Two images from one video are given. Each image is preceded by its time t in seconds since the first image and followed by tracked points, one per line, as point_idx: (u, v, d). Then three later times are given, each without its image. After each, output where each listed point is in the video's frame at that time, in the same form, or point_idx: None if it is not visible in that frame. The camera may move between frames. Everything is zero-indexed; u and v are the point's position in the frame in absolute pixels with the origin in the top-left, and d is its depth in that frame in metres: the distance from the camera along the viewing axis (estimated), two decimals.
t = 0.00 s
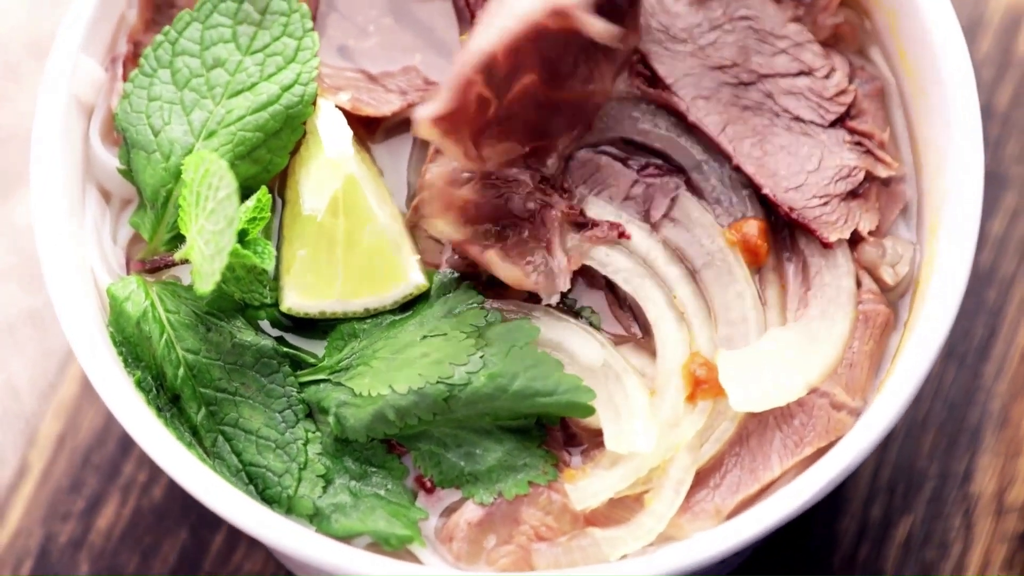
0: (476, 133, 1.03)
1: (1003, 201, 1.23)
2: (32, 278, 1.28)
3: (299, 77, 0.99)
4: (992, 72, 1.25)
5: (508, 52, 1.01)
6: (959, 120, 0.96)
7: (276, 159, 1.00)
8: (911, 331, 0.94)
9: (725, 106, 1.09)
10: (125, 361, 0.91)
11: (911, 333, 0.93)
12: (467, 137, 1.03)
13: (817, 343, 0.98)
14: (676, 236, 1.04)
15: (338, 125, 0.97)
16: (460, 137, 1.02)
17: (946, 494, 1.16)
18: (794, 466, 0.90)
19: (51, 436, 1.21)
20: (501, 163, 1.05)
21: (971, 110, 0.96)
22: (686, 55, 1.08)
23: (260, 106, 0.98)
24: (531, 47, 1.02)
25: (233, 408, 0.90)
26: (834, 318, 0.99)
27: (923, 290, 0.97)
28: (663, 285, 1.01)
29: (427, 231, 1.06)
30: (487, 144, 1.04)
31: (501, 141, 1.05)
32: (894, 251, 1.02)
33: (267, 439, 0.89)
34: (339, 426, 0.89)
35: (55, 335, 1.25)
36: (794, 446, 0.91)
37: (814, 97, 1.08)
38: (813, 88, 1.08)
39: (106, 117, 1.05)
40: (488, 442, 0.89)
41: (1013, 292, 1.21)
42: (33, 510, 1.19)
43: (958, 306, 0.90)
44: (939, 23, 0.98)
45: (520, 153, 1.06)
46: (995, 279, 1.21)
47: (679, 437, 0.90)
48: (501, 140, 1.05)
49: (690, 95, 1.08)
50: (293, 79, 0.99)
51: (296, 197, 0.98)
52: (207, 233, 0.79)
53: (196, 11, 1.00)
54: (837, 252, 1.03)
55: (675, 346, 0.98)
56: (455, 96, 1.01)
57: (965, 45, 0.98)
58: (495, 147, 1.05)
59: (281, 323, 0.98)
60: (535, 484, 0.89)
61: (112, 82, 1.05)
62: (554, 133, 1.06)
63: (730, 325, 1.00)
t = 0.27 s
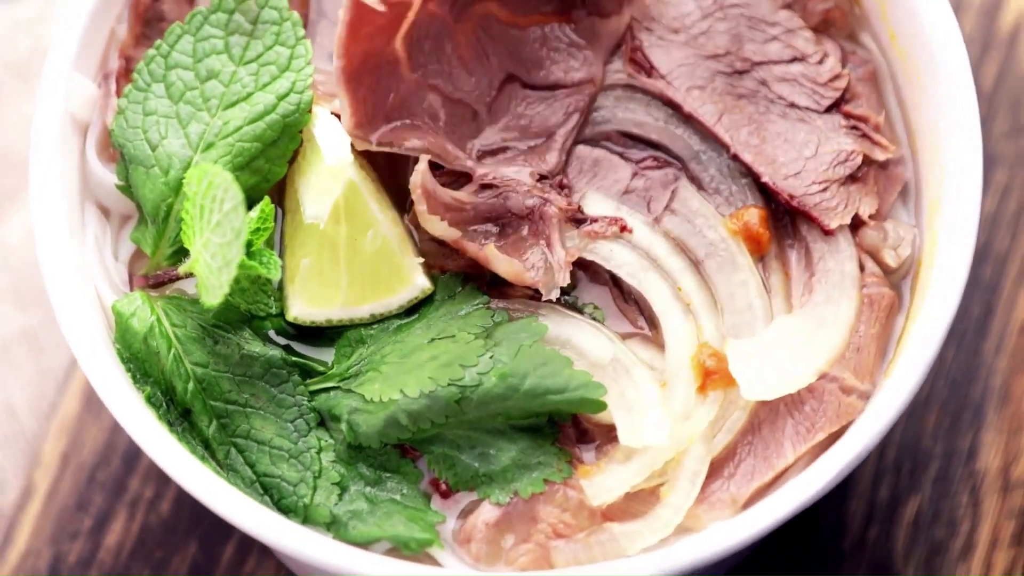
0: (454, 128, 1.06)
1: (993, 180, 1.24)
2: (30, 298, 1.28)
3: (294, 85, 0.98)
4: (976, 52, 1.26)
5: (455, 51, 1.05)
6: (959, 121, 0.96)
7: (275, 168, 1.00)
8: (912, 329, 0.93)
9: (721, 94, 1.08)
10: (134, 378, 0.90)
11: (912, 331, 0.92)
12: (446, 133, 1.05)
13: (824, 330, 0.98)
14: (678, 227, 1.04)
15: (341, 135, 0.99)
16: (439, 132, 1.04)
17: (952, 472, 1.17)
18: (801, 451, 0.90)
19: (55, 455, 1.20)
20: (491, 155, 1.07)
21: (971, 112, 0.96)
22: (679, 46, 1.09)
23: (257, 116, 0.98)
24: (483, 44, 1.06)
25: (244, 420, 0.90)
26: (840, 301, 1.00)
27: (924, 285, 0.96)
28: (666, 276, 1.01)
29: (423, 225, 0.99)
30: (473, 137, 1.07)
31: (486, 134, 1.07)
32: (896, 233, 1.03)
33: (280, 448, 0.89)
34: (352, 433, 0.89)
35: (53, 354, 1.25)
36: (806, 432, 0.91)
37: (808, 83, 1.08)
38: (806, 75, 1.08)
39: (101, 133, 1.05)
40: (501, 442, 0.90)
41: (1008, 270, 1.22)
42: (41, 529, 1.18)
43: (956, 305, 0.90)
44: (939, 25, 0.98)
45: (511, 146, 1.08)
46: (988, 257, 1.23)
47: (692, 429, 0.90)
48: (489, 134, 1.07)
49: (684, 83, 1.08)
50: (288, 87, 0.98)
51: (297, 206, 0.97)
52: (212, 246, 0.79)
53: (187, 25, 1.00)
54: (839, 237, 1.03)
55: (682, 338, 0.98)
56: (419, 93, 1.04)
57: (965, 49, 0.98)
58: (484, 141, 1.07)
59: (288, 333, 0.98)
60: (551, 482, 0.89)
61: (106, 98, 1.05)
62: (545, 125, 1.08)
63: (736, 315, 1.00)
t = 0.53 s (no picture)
0: (462, 115, 1.08)
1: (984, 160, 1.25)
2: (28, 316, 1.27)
3: (290, 93, 0.98)
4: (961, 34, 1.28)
5: (464, 42, 1.09)
6: (959, 120, 0.96)
7: (275, 177, 0.99)
8: (913, 326, 0.93)
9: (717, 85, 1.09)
10: (143, 392, 0.90)
11: (913, 328, 0.92)
12: (454, 119, 1.08)
13: (831, 314, 0.98)
14: (680, 219, 1.05)
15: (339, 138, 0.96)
16: (448, 117, 1.07)
17: (957, 452, 1.17)
18: (816, 440, 0.91)
19: (60, 473, 1.20)
20: (501, 143, 1.09)
21: (970, 112, 0.95)
22: (674, 39, 1.10)
23: (255, 125, 0.97)
24: (491, 34, 1.09)
25: (256, 429, 0.90)
26: (846, 288, 1.00)
27: (926, 280, 0.96)
28: (670, 269, 1.01)
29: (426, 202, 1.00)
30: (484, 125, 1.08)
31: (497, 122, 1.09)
32: (898, 218, 1.04)
33: (293, 456, 0.89)
34: (365, 438, 0.89)
35: (51, 371, 1.24)
36: (817, 419, 0.93)
37: (803, 71, 1.09)
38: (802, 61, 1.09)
39: (98, 149, 1.05)
40: (514, 441, 0.90)
41: (1002, 249, 1.23)
42: (49, 547, 1.18)
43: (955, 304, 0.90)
44: (939, 24, 0.98)
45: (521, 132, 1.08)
46: (982, 239, 1.23)
47: (704, 420, 0.90)
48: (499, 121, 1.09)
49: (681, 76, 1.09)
50: (284, 95, 0.98)
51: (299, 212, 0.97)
52: (218, 257, 0.79)
53: (180, 36, 1.00)
54: (840, 224, 1.04)
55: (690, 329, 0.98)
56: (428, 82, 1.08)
57: (964, 51, 0.97)
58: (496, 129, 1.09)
59: (295, 341, 0.97)
60: (565, 478, 0.89)
61: (102, 112, 1.04)
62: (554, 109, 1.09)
63: (742, 304, 1.00)
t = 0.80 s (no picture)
0: (462, 85, 1.07)
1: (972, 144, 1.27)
2: (27, 332, 1.27)
3: (287, 100, 0.97)
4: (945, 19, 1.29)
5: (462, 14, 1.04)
6: (960, 120, 0.97)
7: (275, 185, 0.99)
8: (914, 324, 0.94)
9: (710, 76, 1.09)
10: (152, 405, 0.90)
11: (914, 325, 0.93)
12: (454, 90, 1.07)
13: (837, 304, 0.98)
14: (681, 212, 1.05)
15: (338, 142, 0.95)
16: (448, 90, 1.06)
17: (960, 436, 1.18)
18: (825, 429, 0.92)
19: (64, 488, 1.20)
20: (502, 109, 1.09)
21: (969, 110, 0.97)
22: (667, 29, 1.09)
23: (252, 133, 0.97)
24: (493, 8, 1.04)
25: (265, 438, 0.90)
26: (849, 281, 0.99)
27: (926, 276, 0.97)
28: (673, 263, 1.01)
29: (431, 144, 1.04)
30: (495, 99, 1.09)
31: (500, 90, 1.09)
32: (897, 204, 1.04)
33: (303, 464, 0.88)
34: (374, 442, 0.88)
35: (48, 387, 1.24)
36: (824, 407, 0.93)
37: (792, 57, 1.10)
38: (792, 49, 1.10)
39: (95, 162, 1.04)
40: (524, 440, 0.90)
41: (993, 232, 1.25)
42: (56, 562, 1.18)
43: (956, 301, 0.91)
44: (939, 25, 0.99)
45: (521, 97, 1.09)
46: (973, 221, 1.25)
47: (712, 413, 0.91)
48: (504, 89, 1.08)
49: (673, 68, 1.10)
50: (282, 102, 0.97)
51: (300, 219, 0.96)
52: (223, 267, 0.79)
53: (173, 47, 1.00)
54: (839, 212, 1.04)
55: (696, 324, 0.98)
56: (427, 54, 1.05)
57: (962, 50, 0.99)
58: (502, 98, 1.09)
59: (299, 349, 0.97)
60: (576, 476, 0.89)
61: (98, 125, 1.04)
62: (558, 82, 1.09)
63: (745, 296, 1.01)
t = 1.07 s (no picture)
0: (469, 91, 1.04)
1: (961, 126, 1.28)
2: (27, 353, 1.26)
3: (284, 108, 0.96)
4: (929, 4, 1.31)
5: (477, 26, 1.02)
6: (960, 120, 0.97)
7: (274, 196, 0.98)
8: (918, 309, 0.94)
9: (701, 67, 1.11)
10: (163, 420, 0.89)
11: (919, 310, 0.93)
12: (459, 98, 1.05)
13: (840, 290, 1.00)
14: (681, 205, 1.06)
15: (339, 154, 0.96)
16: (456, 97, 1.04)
17: (963, 413, 1.19)
18: (835, 412, 0.92)
19: (70, 506, 1.20)
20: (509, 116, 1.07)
21: (967, 96, 0.97)
22: (658, 25, 1.11)
23: (250, 144, 0.96)
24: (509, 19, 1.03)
25: (278, 448, 0.89)
26: (852, 262, 1.02)
27: (930, 260, 0.97)
28: (677, 255, 1.02)
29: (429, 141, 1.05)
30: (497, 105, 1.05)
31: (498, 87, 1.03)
32: (896, 188, 1.05)
33: (317, 472, 0.88)
34: (388, 448, 0.88)
35: (47, 406, 1.24)
36: (835, 393, 0.93)
37: (784, 45, 1.11)
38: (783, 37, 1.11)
39: (93, 178, 1.03)
40: (537, 439, 0.90)
41: (986, 212, 1.26)
42: None
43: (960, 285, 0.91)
44: (939, 24, 0.99)
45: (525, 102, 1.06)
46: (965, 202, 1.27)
47: (724, 403, 0.91)
48: (504, 82, 1.03)
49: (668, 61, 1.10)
50: (278, 111, 0.96)
51: (302, 228, 0.96)
52: (231, 279, 0.78)
53: (166, 60, 0.99)
54: (838, 197, 1.05)
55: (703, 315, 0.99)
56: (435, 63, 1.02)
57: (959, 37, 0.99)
58: (503, 94, 1.03)
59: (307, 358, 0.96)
60: (591, 472, 0.89)
61: (94, 142, 1.04)
62: (559, 76, 1.07)
63: (750, 286, 1.02)
